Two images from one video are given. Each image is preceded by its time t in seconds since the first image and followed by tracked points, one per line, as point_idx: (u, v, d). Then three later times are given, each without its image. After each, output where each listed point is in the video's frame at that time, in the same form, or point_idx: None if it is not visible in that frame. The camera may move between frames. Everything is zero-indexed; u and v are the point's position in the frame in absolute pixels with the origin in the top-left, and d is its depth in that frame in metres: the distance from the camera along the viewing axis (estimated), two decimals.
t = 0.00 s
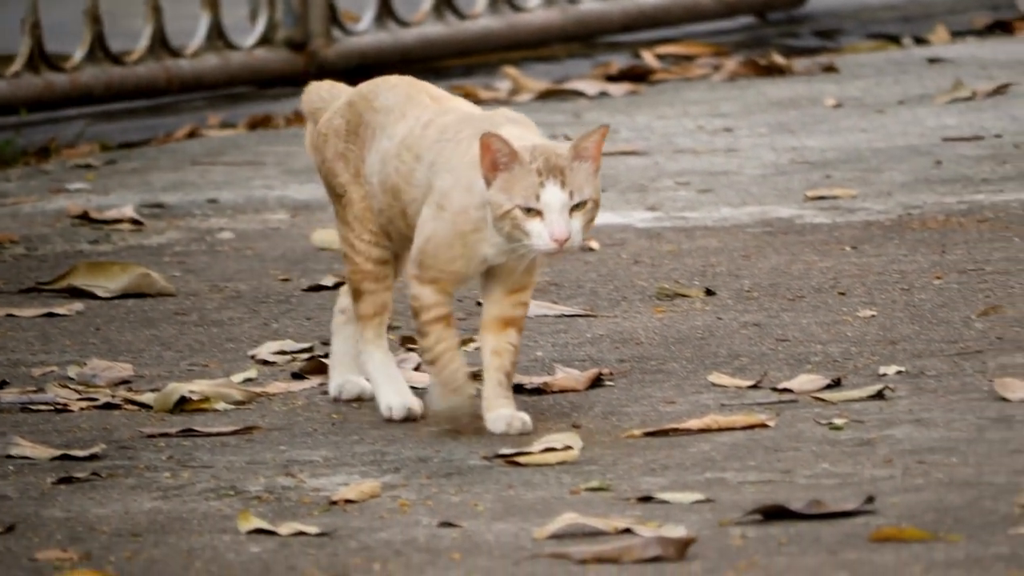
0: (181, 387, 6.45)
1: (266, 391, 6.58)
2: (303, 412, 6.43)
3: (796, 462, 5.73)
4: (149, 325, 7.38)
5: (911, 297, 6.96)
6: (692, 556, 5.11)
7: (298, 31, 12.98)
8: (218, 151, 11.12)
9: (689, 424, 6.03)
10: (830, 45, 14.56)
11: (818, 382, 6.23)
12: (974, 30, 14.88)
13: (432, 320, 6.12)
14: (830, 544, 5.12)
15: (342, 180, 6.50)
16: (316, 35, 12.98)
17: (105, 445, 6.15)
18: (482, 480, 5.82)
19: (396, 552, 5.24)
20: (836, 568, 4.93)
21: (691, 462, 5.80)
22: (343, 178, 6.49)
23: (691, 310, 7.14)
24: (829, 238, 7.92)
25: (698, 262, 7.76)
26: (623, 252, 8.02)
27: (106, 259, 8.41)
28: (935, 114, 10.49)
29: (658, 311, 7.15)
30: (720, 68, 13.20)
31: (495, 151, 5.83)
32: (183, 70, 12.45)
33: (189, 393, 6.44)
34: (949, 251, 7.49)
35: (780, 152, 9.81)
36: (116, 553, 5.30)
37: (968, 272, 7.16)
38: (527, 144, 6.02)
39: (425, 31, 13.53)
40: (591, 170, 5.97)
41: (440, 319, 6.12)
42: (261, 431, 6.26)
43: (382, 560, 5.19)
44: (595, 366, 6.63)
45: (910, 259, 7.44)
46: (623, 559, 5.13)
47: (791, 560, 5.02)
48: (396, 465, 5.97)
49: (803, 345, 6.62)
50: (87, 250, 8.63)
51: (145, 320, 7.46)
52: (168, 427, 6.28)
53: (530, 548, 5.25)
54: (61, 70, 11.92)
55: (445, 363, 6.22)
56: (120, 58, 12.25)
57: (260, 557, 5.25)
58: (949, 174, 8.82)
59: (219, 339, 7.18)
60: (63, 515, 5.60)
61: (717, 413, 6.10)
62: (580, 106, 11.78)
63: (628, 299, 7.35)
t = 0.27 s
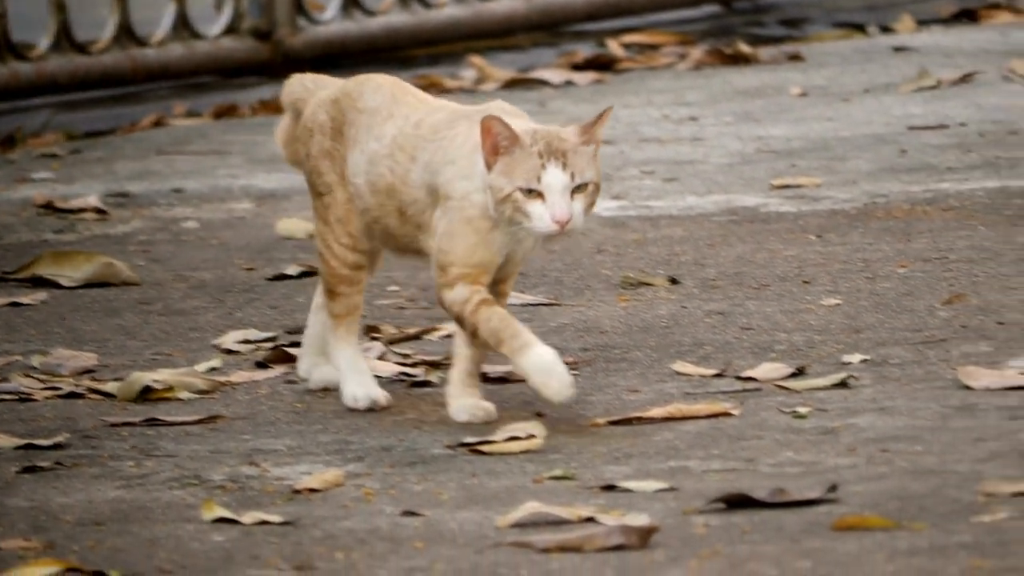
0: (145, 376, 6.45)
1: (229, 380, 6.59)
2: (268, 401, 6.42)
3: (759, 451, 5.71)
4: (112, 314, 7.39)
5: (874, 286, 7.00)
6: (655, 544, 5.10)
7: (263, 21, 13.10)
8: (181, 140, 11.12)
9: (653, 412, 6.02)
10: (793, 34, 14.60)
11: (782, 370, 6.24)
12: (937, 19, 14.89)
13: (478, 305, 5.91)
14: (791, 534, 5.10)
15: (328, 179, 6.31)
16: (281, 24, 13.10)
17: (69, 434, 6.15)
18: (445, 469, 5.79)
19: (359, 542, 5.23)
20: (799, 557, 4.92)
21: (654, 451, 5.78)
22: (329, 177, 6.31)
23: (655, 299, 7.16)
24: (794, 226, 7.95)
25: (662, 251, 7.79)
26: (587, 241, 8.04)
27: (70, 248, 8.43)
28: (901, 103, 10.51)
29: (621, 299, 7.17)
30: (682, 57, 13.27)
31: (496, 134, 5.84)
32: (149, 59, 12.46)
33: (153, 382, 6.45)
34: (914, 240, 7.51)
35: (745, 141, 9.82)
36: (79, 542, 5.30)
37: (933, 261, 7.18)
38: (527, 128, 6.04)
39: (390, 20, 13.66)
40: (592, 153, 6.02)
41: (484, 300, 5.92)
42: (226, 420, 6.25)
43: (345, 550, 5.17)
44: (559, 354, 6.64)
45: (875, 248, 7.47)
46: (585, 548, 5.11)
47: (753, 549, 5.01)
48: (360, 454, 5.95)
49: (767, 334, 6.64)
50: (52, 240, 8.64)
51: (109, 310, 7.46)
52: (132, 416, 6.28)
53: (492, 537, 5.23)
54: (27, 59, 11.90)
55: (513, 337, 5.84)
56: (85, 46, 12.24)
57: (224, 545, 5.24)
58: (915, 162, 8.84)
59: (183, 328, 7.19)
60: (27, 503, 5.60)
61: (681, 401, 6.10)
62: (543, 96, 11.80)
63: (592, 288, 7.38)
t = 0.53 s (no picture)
0: (67, 365, 6.46)
1: (152, 369, 6.59)
2: (191, 391, 6.36)
3: (679, 440, 5.50)
4: (36, 305, 7.52)
5: (796, 274, 7.36)
6: (577, 534, 4.71)
7: (186, 10, 13.61)
8: (105, 131, 11.41)
9: (573, 401, 5.92)
10: (717, 22, 14.95)
11: (703, 359, 6.29)
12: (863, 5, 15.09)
13: (478, 330, 5.77)
14: (712, 522, 4.74)
15: (278, 164, 6.22)
16: (204, 14, 13.61)
17: None
18: (367, 458, 5.48)
19: (280, 531, 4.84)
20: (720, 548, 4.55)
21: (576, 440, 5.55)
22: (280, 163, 6.22)
23: (578, 289, 7.45)
24: (716, 215, 8.38)
25: (584, 240, 8.15)
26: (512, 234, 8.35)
27: None
28: (823, 92, 10.95)
29: (545, 289, 7.45)
30: (605, 45, 13.49)
31: (457, 123, 5.68)
32: (72, 47, 12.93)
33: (76, 371, 6.45)
34: (837, 228, 7.97)
35: (669, 130, 10.16)
36: None
37: (855, 250, 7.61)
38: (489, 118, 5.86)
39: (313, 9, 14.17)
40: (553, 143, 5.83)
41: (484, 326, 5.76)
42: (148, 410, 6.19)
43: (265, 538, 4.79)
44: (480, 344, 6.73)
45: (797, 237, 7.91)
46: (504, 538, 4.69)
47: (675, 539, 4.63)
48: (282, 443, 5.72)
49: (688, 322, 6.86)
50: None
51: (32, 300, 7.60)
52: (54, 406, 6.25)
53: (413, 526, 4.82)
54: None
55: (509, 375, 5.75)
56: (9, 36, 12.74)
57: (143, 534, 4.88)
58: (835, 151, 9.35)
59: (106, 318, 7.30)
60: None
61: (602, 390, 6.10)
62: (467, 85, 12.07)
63: (514, 277, 7.67)
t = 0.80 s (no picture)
0: None
1: (74, 363, 6.53)
2: (113, 385, 6.31)
3: (603, 436, 5.47)
4: None
5: (719, 269, 7.38)
6: (500, 530, 4.61)
7: (106, 3, 13.53)
8: (23, 123, 11.36)
9: (495, 396, 5.90)
10: (637, 16, 15.02)
11: (625, 354, 6.31)
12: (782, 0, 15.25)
13: (416, 318, 5.68)
14: (636, 517, 4.67)
15: (233, 161, 6.14)
16: (124, 7, 13.56)
17: None
18: (289, 454, 5.43)
19: (204, 526, 4.77)
20: (644, 542, 4.46)
21: (498, 436, 5.51)
22: (235, 160, 6.14)
23: (500, 282, 7.47)
24: (638, 209, 8.41)
25: (507, 233, 8.17)
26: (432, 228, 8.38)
27: None
28: (743, 86, 11.01)
29: (467, 283, 7.47)
30: (526, 39, 13.53)
31: (421, 130, 5.53)
32: None
33: None
34: (758, 223, 8.02)
35: (588, 124, 10.19)
36: None
37: (776, 244, 7.65)
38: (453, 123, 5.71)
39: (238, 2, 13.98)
40: (519, 150, 5.69)
41: (422, 316, 5.68)
42: (70, 405, 6.13)
43: (190, 533, 4.73)
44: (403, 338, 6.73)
45: (720, 230, 7.95)
46: (429, 533, 4.59)
47: (598, 533, 4.55)
48: (205, 438, 5.67)
49: (610, 317, 6.88)
50: None
51: None
52: None
53: (336, 521, 4.74)
54: None
55: (439, 366, 5.67)
56: None
57: (70, 530, 4.82)
58: (756, 145, 9.40)
59: (27, 313, 7.26)
60: None
61: (525, 385, 6.10)
62: (387, 78, 12.09)
63: (436, 271, 7.68)
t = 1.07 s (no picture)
0: None
1: (33, 364, 6.49)
2: (72, 386, 6.27)
3: (563, 436, 5.46)
4: None
5: (678, 269, 7.40)
6: (461, 530, 4.59)
7: (65, 3, 13.42)
8: None
9: (456, 396, 5.88)
10: (595, 16, 15.04)
11: (584, 354, 6.31)
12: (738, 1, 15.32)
13: (390, 316, 5.63)
14: (596, 517, 4.66)
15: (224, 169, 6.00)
16: (83, 7, 13.47)
17: None
18: (249, 454, 5.41)
19: (164, 527, 4.75)
20: (603, 542, 4.46)
21: (458, 436, 5.50)
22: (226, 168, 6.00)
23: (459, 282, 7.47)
24: (597, 209, 8.41)
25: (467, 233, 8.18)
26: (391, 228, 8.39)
27: None
28: (701, 86, 11.04)
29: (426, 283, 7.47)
30: (484, 39, 13.54)
31: (417, 128, 5.46)
32: None
33: None
34: (717, 222, 8.03)
35: (547, 124, 10.19)
36: None
37: (735, 244, 7.67)
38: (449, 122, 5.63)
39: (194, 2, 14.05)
40: (515, 149, 5.62)
41: (398, 314, 5.63)
42: (29, 405, 6.08)
43: (149, 534, 4.70)
44: (363, 339, 6.72)
45: (679, 230, 7.96)
46: (389, 533, 4.58)
47: (558, 533, 4.54)
48: (165, 439, 5.64)
49: (569, 317, 6.88)
50: None
51: None
52: None
53: (297, 522, 4.72)
54: None
55: (408, 364, 5.65)
56: None
57: (28, 531, 4.78)
58: (715, 145, 9.42)
59: None
60: None
61: (485, 385, 6.09)
62: (346, 78, 12.08)
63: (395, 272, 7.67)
